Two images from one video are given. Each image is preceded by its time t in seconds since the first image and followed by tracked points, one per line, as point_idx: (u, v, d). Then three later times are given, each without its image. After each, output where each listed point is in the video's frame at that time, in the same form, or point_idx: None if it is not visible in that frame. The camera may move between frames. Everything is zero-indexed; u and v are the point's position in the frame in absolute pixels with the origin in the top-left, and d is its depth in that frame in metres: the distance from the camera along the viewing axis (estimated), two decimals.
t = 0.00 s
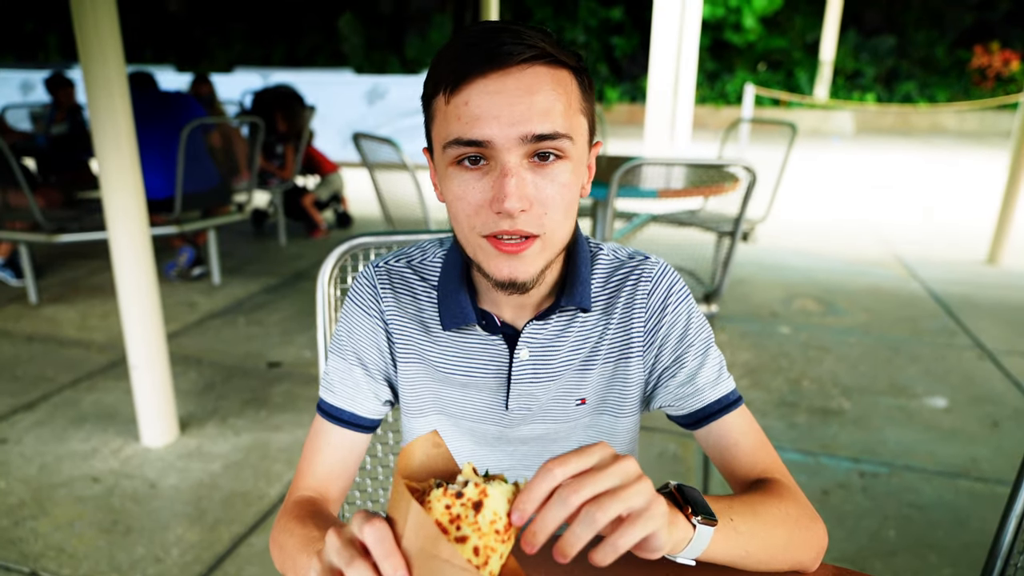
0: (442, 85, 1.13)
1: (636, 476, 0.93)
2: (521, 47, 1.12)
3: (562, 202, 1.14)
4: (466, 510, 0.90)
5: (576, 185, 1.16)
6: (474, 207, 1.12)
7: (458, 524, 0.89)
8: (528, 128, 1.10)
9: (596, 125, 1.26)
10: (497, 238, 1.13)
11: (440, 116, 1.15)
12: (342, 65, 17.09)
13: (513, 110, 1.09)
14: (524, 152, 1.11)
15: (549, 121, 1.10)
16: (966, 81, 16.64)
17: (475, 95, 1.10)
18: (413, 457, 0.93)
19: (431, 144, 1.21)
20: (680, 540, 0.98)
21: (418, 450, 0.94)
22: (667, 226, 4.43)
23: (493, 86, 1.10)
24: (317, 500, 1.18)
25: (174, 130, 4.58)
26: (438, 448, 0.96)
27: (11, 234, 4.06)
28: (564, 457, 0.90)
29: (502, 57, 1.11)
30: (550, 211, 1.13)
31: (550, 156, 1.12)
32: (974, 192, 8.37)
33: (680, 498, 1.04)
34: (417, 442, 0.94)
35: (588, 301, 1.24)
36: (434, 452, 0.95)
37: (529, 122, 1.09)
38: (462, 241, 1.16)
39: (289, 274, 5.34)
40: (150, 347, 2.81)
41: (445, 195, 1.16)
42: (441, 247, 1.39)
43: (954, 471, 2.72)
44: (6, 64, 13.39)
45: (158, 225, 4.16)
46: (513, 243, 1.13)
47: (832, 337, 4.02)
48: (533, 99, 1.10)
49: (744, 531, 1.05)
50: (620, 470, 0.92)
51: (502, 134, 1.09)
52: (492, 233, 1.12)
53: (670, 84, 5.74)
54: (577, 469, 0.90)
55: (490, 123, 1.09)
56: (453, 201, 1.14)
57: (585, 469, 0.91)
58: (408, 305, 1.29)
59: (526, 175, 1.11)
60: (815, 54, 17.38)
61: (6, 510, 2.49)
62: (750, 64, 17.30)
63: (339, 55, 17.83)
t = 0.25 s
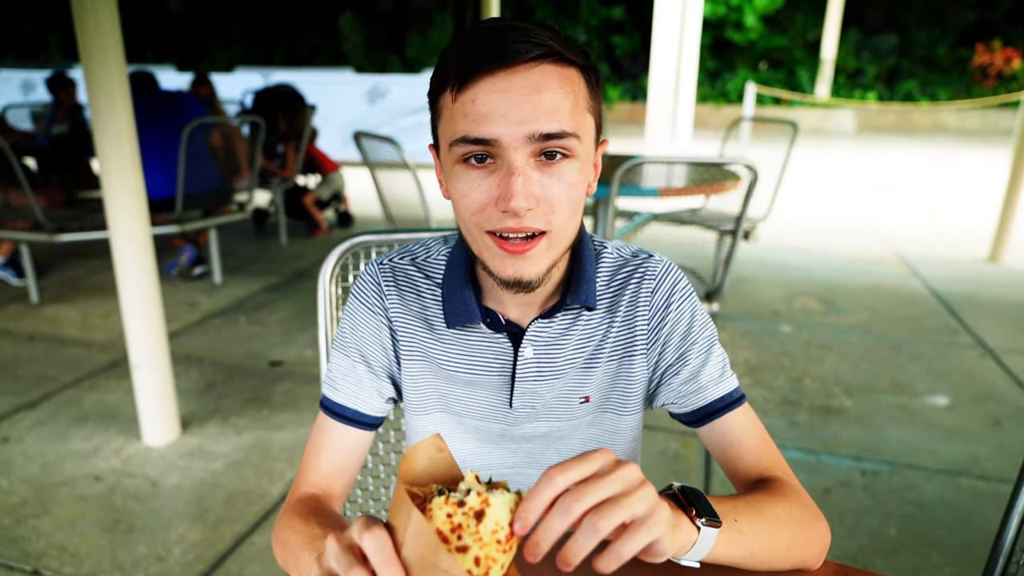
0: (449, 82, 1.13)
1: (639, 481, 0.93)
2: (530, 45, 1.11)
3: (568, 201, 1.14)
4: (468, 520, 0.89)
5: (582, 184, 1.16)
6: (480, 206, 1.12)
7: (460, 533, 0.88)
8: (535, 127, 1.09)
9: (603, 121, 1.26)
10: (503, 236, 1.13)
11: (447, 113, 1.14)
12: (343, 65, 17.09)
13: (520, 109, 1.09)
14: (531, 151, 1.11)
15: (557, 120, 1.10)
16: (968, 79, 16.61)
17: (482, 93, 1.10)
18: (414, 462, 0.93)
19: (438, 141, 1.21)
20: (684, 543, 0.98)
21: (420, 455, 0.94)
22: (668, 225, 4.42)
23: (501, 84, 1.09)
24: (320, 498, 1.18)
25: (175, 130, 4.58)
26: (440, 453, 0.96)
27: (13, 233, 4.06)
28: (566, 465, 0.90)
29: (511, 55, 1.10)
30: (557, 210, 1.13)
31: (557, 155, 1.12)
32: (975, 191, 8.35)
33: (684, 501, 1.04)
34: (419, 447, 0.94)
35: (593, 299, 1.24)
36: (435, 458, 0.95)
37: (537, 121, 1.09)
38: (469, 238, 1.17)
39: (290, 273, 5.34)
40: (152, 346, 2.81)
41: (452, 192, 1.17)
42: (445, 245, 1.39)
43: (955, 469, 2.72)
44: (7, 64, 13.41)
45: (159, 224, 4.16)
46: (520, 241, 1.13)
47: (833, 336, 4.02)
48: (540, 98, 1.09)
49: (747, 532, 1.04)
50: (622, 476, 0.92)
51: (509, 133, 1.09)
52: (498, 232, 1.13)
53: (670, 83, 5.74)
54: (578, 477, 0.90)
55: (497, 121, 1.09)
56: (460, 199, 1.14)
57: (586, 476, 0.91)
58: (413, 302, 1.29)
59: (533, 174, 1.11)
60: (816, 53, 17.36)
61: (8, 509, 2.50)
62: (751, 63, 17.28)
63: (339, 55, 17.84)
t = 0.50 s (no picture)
0: (448, 79, 1.13)
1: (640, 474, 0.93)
2: (528, 41, 1.10)
3: (565, 198, 1.13)
4: (468, 507, 0.90)
5: (580, 181, 1.16)
6: (478, 204, 1.12)
7: (459, 520, 0.89)
8: (532, 125, 1.09)
9: (604, 116, 1.25)
10: (501, 233, 1.13)
11: (446, 110, 1.14)
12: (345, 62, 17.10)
13: (518, 107, 1.08)
14: (528, 149, 1.10)
15: (554, 118, 1.09)
16: (969, 76, 16.56)
17: (480, 91, 1.09)
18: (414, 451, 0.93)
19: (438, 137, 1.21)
20: (684, 537, 0.99)
21: (421, 445, 0.95)
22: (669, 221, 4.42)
23: (499, 81, 1.09)
24: (322, 491, 1.18)
25: (175, 126, 4.58)
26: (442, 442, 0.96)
27: (14, 229, 4.06)
28: (567, 457, 0.90)
29: (509, 52, 1.09)
30: (554, 207, 1.12)
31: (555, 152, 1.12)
32: (976, 188, 8.35)
33: (685, 494, 1.04)
34: (422, 435, 0.95)
35: (593, 293, 1.24)
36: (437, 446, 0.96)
37: (534, 118, 1.09)
38: (468, 235, 1.17)
39: (290, 269, 5.34)
40: (152, 342, 2.81)
41: (450, 188, 1.17)
42: (446, 239, 1.39)
43: (956, 465, 2.72)
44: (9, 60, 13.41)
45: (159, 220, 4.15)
46: (517, 239, 1.13)
47: (834, 333, 4.02)
48: (538, 95, 1.09)
49: (748, 525, 1.05)
50: (623, 467, 0.92)
51: (506, 130, 1.09)
52: (495, 229, 1.13)
53: (671, 80, 5.73)
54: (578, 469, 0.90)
55: (494, 119, 1.09)
56: (458, 197, 1.14)
57: (587, 470, 0.90)
58: (413, 296, 1.29)
59: (530, 171, 1.11)
60: (818, 49, 17.33)
61: (10, 504, 2.50)
62: (752, 60, 17.26)
63: (341, 52, 17.84)
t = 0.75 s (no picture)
0: (441, 77, 1.12)
1: (643, 498, 0.93)
2: (520, 40, 1.10)
3: (558, 196, 1.13)
4: (467, 514, 0.90)
5: (574, 178, 1.16)
6: (472, 202, 1.12)
7: (458, 527, 0.89)
8: (524, 123, 1.08)
9: (599, 112, 1.25)
10: (495, 232, 1.13)
11: (439, 109, 1.14)
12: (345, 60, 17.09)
13: (509, 105, 1.08)
14: (521, 148, 1.10)
15: (546, 117, 1.09)
16: (970, 73, 16.54)
17: (472, 90, 1.09)
18: (417, 454, 0.93)
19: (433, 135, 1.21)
20: (684, 548, 0.98)
21: (425, 447, 0.95)
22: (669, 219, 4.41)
23: (491, 80, 1.08)
24: (322, 488, 1.18)
25: (175, 123, 4.57)
26: (445, 446, 0.96)
27: (14, 228, 4.05)
28: (570, 476, 0.90)
29: (501, 51, 1.09)
30: (547, 205, 1.13)
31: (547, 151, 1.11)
32: (976, 185, 8.34)
33: (687, 506, 1.04)
34: (426, 438, 0.95)
35: (590, 289, 1.24)
36: (440, 450, 0.96)
37: (525, 118, 1.08)
38: (463, 233, 1.17)
39: (290, 267, 5.34)
40: (153, 340, 2.81)
41: (444, 187, 1.17)
42: (444, 235, 1.39)
43: (956, 462, 2.72)
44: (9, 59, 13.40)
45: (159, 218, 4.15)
46: (511, 237, 1.13)
47: (835, 330, 4.01)
48: (530, 95, 1.08)
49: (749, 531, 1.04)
50: (626, 489, 0.92)
51: (498, 129, 1.09)
52: (489, 228, 1.13)
53: (672, 77, 5.73)
54: (581, 488, 0.90)
55: (486, 118, 1.09)
56: (453, 195, 1.15)
57: (590, 490, 0.90)
58: (411, 292, 1.29)
59: (522, 171, 1.11)
60: (818, 47, 17.31)
61: (11, 502, 2.50)
62: (752, 57, 17.24)
63: (341, 50, 17.83)
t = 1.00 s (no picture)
0: (431, 75, 1.12)
1: (640, 494, 0.93)
2: (509, 38, 1.09)
3: (550, 192, 1.13)
4: (465, 508, 0.90)
5: (566, 174, 1.16)
6: (464, 200, 1.12)
7: (455, 521, 0.89)
8: (515, 121, 1.08)
9: (591, 107, 1.25)
10: (488, 229, 1.13)
11: (431, 107, 1.14)
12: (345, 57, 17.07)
13: (499, 103, 1.08)
14: (511, 146, 1.10)
15: (536, 114, 1.09)
16: (970, 72, 16.52)
17: (462, 88, 1.08)
18: (415, 450, 0.94)
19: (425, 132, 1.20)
20: (682, 544, 0.98)
21: (423, 443, 0.95)
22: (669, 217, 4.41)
23: (480, 78, 1.08)
24: (322, 486, 1.18)
25: (174, 121, 4.57)
26: (443, 441, 0.97)
27: (14, 225, 4.05)
28: (567, 472, 0.90)
29: (489, 49, 1.08)
30: (539, 202, 1.13)
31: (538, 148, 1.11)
32: (976, 183, 8.33)
33: (685, 501, 1.04)
34: (424, 434, 0.95)
35: (587, 286, 1.24)
36: (437, 447, 0.96)
37: (515, 115, 1.08)
38: (456, 230, 1.18)
39: (290, 265, 5.34)
40: (153, 338, 2.81)
41: (437, 185, 1.17)
42: (442, 232, 1.39)
43: (955, 460, 2.72)
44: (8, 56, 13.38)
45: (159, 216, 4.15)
46: (504, 234, 1.14)
47: (834, 328, 4.02)
48: (519, 92, 1.08)
49: (748, 527, 1.05)
50: (623, 486, 0.92)
51: (488, 127, 1.08)
52: (482, 226, 1.13)
53: (672, 74, 5.72)
54: (578, 485, 0.90)
55: (476, 116, 1.08)
56: (445, 193, 1.15)
57: (587, 486, 0.90)
58: (409, 289, 1.29)
59: (514, 168, 1.11)
60: (818, 45, 17.30)
61: (11, 499, 2.50)
62: (752, 55, 17.23)
63: (341, 47, 17.81)
